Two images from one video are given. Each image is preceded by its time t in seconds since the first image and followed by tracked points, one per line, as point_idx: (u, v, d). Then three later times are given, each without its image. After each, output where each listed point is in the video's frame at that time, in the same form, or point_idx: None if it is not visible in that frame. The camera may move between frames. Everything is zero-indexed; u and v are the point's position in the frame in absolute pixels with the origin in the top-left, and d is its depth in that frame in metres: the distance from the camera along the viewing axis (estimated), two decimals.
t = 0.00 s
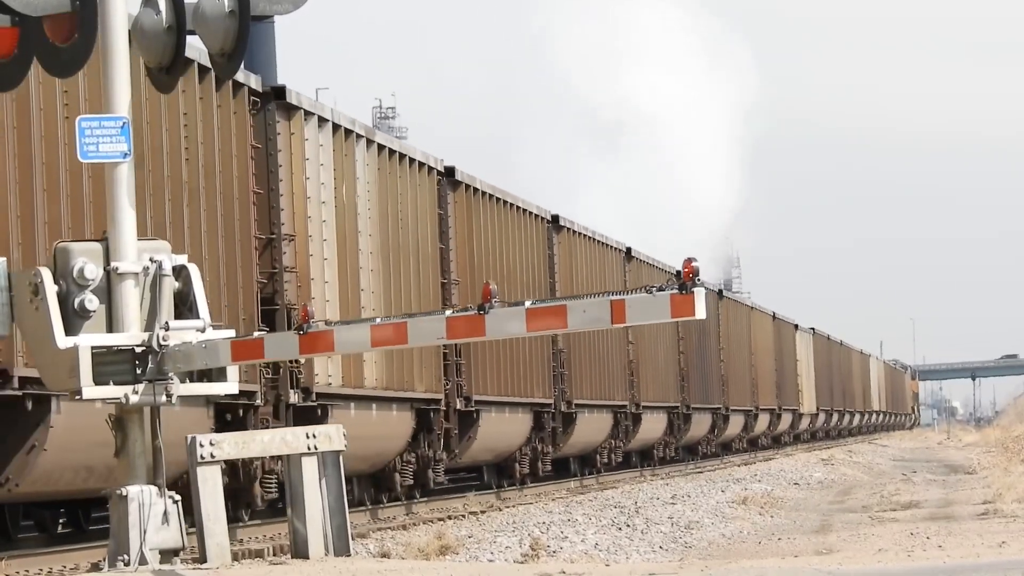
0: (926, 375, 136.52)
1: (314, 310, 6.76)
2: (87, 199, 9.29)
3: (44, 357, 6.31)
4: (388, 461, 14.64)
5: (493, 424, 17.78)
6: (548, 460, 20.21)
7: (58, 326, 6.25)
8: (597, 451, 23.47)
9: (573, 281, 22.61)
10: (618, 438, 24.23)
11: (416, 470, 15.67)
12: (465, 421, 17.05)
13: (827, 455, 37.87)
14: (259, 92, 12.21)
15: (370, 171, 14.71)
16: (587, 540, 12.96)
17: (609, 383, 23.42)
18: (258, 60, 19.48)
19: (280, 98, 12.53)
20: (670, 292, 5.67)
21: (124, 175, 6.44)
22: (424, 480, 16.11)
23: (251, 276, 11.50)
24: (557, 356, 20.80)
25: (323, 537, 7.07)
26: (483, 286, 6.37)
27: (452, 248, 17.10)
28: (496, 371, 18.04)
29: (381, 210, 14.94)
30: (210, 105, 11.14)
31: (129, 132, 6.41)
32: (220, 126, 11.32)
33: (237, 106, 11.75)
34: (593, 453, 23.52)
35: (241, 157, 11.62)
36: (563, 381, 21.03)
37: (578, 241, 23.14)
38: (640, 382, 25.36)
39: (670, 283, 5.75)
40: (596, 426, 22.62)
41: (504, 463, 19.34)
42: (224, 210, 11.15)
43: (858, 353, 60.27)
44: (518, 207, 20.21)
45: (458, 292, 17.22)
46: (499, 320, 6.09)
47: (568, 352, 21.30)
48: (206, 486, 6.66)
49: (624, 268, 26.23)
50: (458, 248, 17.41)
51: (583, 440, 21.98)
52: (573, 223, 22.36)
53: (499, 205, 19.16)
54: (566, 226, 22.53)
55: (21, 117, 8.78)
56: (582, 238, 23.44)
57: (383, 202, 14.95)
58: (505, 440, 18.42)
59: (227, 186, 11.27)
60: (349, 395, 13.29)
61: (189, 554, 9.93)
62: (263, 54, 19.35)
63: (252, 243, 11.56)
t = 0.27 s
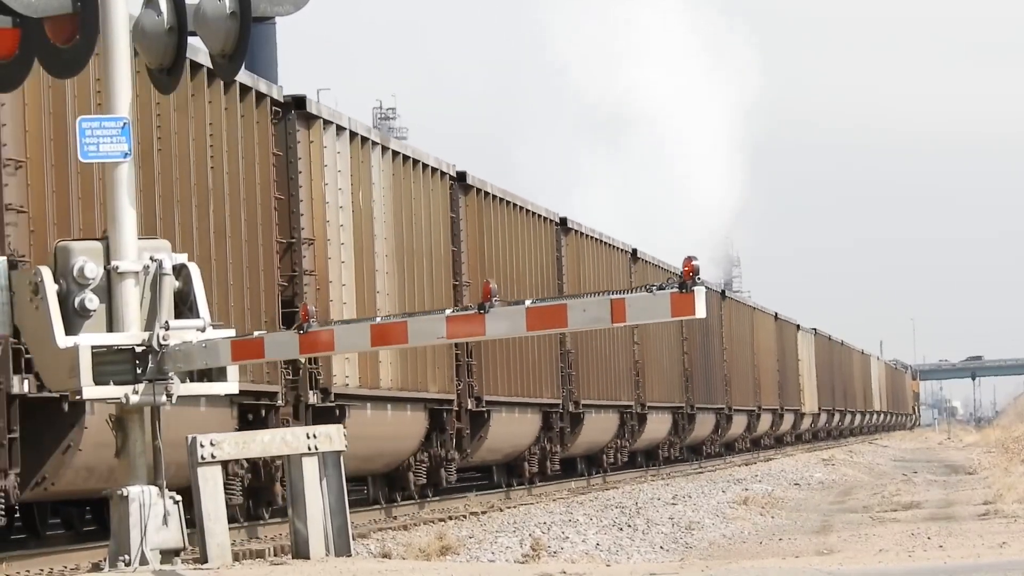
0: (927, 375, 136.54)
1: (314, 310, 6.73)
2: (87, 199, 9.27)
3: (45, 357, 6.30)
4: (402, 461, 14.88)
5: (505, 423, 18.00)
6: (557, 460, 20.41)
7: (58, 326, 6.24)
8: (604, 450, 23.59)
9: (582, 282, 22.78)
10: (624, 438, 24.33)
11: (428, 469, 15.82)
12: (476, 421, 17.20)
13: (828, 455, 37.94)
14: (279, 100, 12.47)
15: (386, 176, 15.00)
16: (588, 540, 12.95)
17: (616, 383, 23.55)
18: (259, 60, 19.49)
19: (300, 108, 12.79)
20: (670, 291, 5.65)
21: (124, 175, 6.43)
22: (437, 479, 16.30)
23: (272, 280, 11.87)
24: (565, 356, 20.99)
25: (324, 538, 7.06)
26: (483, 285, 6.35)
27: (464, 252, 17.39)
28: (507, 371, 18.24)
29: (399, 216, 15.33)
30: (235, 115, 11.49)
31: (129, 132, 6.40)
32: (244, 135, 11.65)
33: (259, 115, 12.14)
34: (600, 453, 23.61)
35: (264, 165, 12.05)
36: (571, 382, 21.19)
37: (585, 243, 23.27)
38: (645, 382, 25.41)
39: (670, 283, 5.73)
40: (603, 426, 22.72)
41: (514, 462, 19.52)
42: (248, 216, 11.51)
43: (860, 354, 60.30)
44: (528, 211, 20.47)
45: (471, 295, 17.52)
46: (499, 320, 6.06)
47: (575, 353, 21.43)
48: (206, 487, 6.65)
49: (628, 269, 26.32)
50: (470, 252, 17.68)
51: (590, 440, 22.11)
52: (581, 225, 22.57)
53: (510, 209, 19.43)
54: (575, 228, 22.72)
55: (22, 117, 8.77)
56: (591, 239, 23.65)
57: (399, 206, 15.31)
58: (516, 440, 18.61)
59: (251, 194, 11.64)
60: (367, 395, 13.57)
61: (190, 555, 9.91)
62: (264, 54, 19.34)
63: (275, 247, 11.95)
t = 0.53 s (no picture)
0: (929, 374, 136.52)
1: (313, 311, 6.74)
2: (88, 198, 9.28)
3: (45, 357, 6.30)
4: (415, 460, 15.22)
5: (513, 423, 18.21)
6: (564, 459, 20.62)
7: (59, 325, 6.26)
8: (610, 450, 23.71)
9: (589, 284, 22.95)
10: (629, 437, 24.43)
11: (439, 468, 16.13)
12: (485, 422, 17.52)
13: (829, 455, 38.03)
14: (298, 109, 12.86)
15: (400, 183, 15.42)
16: (588, 540, 12.94)
17: (622, 382, 23.66)
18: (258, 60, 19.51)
19: (318, 116, 13.15)
20: (671, 292, 5.65)
21: (124, 175, 6.43)
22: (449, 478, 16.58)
23: (293, 283, 12.21)
24: (574, 357, 21.18)
25: (324, 538, 7.06)
26: (484, 286, 6.35)
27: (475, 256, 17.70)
28: (517, 372, 18.45)
29: (413, 222, 15.73)
30: (257, 122, 11.83)
31: (129, 132, 6.40)
32: (265, 143, 11.97)
33: (280, 123, 12.50)
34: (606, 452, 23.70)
35: (285, 171, 12.41)
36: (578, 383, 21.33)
37: (591, 245, 23.44)
38: (651, 382, 25.46)
39: (671, 283, 5.74)
40: (610, 426, 22.82)
41: (523, 461, 19.72)
42: (269, 222, 11.85)
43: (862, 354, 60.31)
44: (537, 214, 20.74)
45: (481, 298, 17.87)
46: (500, 320, 6.06)
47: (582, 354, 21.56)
48: (207, 486, 6.66)
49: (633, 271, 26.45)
50: (480, 252, 18.01)
51: (596, 441, 22.24)
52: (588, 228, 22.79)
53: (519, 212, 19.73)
54: (583, 231, 22.92)
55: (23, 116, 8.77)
56: (597, 241, 23.86)
57: (412, 212, 15.72)
58: (524, 440, 18.81)
59: (272, 200, 12.00)
60: (382, 396, 13.90)
61: (191, 554, 9.89)
62: (264, 55, 19.35)
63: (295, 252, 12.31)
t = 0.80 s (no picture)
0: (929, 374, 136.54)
1: (314, 311, 6.75)
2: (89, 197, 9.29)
3: (46, 356, 6.30)
4: (427, 459, 15.52)
5: (522, 424, 18.34)
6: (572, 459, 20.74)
7: (59, 325, 6.25)
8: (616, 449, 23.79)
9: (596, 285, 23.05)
10: (635, 437, 24.49)
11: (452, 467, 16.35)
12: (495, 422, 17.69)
13: (829, 455, 38.13)
14: (318, 117, 13.38)
15: (416, 190, 15.81)
16: (588, 540, 12.94)
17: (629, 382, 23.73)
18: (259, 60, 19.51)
19: (337, 124, 13.63)
20: (671, 292, 5.65)
21: (125, 175, 6.44)
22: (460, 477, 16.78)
23: (312, 287, 12.84)
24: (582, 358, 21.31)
25: (324, 537, 7.07)
26: (484, 286, 6.35)
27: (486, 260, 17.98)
28: (527, 372, 18.62)
29: (427, 225, 16.07)
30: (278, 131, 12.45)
31: (130, 132, 6.40)
32: (287, 150, 12.63)
33: (299, 130, 13.06)
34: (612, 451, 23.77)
35: (304, 178, 12.96)
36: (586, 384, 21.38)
37: (600, 247, 23.54)
38: (656, 382, 25.50)
39: (671, 284, 5.74)
40: (616, 427, 22.88)
41: (530, 460, 19.87)
42: (288, 227, 12.38)
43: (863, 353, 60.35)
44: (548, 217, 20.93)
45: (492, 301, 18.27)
46: (501, 320, 6.06)
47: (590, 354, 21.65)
48: (207, 487, 6.65)
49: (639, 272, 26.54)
50: (491, 256, 18.21)
51: (603, 440, 22.28)
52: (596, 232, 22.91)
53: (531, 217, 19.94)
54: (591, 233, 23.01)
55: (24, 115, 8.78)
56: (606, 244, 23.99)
57: (426, 219, 16.07)
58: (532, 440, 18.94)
59: (291, 208, 12.56)
60: (397, 396, 14.22)
61: (190, 554, 9.89)
62: (264, 54, 19.36)
63: (314, 257, 12.86)
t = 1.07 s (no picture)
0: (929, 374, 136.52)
1: (314, 310, 6.75)
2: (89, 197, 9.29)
3: (45, 356, 6.30)
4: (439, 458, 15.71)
5: (531, 425, 18.44)
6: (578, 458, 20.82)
7: (58, 325, 6.24)
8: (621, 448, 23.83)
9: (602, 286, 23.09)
10: (640, 437, 24.51)
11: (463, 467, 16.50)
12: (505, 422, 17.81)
13: (830, 455, 38.13)
14: (335, 125, 13.70)
15: (428, 194, 16.01)
16: (588, 540, 12.94)
17: (634, 381, 23.74)
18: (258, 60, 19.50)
19: (353, 131, 13.95)
20: (672, 292, 5.64)
21: (124, 174, 6.44)
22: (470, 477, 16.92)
23: (329, 290, 13.13)
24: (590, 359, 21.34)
25: (324, 537, 7.06)
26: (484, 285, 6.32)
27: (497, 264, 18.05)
28: (534, 373, 18.68)
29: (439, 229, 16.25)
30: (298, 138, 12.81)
31: (129, 131, 6.39)
32: (307, 157, 12.96)
33: (318, 137, 13.37)
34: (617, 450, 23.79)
35: (323, 184, 13.27)
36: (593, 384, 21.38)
37: (606, 248, 23.57)
38: (660, 382, 25.51)
39: (671, 283, 5.72)
40: (622, 427, 22.89)
41: (538, 459, 19.95)
42: (307, 232, 12.68)
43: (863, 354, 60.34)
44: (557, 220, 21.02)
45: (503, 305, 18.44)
46: (501, 319, 6.04)
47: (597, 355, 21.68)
48: (207, 487, 6.65)
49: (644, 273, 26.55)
50: (502, 262, 18.26)
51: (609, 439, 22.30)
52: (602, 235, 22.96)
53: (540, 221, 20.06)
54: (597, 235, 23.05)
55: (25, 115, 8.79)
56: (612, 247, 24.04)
57: (439, 224, 16.25)
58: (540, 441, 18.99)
59: (310, 214, 12.87)
60: (410, 396, 14.38)
61: (189, 555, 9.89)
62: (264, 55, 19.34)
63: (331, 260, 13.18)
